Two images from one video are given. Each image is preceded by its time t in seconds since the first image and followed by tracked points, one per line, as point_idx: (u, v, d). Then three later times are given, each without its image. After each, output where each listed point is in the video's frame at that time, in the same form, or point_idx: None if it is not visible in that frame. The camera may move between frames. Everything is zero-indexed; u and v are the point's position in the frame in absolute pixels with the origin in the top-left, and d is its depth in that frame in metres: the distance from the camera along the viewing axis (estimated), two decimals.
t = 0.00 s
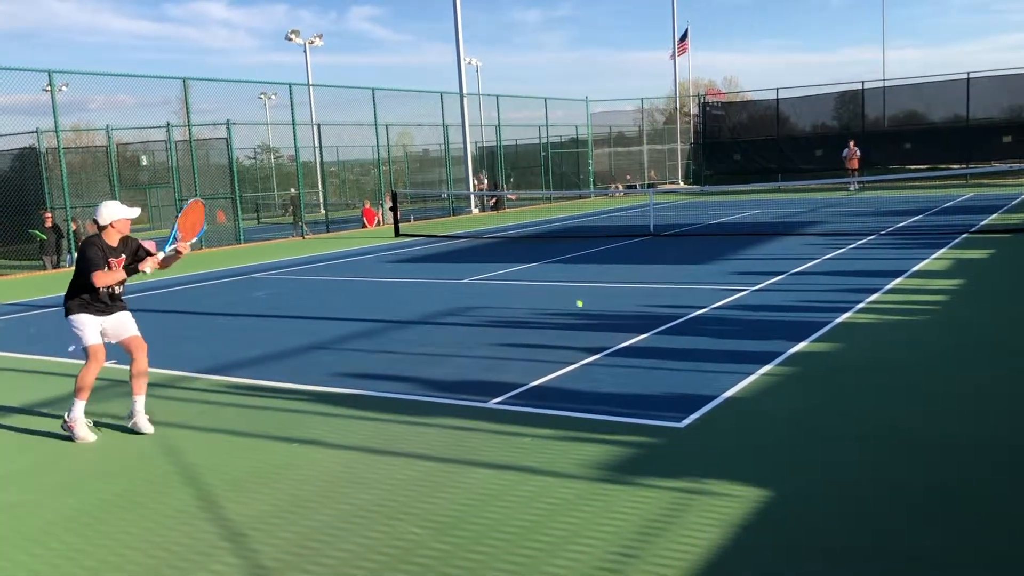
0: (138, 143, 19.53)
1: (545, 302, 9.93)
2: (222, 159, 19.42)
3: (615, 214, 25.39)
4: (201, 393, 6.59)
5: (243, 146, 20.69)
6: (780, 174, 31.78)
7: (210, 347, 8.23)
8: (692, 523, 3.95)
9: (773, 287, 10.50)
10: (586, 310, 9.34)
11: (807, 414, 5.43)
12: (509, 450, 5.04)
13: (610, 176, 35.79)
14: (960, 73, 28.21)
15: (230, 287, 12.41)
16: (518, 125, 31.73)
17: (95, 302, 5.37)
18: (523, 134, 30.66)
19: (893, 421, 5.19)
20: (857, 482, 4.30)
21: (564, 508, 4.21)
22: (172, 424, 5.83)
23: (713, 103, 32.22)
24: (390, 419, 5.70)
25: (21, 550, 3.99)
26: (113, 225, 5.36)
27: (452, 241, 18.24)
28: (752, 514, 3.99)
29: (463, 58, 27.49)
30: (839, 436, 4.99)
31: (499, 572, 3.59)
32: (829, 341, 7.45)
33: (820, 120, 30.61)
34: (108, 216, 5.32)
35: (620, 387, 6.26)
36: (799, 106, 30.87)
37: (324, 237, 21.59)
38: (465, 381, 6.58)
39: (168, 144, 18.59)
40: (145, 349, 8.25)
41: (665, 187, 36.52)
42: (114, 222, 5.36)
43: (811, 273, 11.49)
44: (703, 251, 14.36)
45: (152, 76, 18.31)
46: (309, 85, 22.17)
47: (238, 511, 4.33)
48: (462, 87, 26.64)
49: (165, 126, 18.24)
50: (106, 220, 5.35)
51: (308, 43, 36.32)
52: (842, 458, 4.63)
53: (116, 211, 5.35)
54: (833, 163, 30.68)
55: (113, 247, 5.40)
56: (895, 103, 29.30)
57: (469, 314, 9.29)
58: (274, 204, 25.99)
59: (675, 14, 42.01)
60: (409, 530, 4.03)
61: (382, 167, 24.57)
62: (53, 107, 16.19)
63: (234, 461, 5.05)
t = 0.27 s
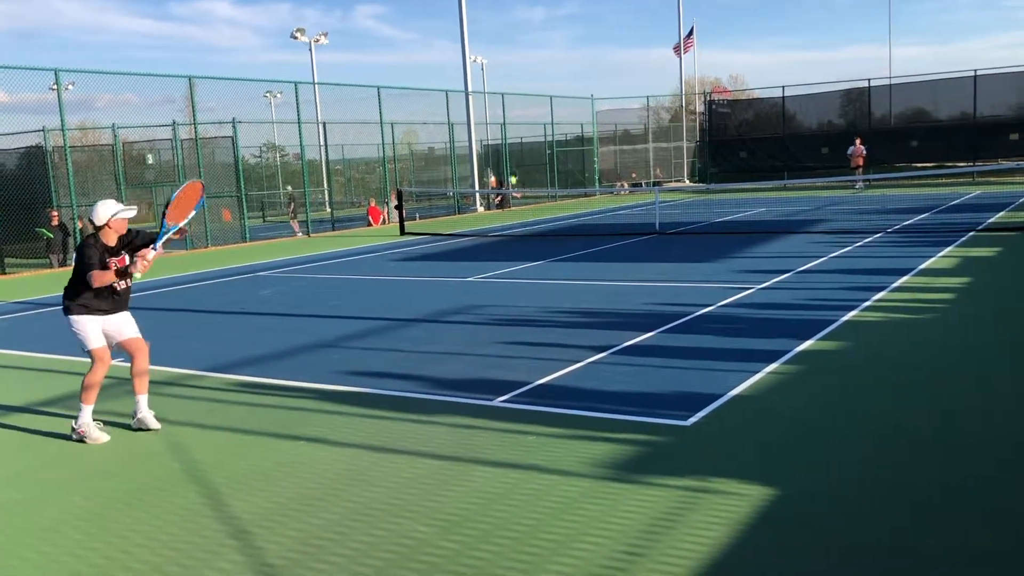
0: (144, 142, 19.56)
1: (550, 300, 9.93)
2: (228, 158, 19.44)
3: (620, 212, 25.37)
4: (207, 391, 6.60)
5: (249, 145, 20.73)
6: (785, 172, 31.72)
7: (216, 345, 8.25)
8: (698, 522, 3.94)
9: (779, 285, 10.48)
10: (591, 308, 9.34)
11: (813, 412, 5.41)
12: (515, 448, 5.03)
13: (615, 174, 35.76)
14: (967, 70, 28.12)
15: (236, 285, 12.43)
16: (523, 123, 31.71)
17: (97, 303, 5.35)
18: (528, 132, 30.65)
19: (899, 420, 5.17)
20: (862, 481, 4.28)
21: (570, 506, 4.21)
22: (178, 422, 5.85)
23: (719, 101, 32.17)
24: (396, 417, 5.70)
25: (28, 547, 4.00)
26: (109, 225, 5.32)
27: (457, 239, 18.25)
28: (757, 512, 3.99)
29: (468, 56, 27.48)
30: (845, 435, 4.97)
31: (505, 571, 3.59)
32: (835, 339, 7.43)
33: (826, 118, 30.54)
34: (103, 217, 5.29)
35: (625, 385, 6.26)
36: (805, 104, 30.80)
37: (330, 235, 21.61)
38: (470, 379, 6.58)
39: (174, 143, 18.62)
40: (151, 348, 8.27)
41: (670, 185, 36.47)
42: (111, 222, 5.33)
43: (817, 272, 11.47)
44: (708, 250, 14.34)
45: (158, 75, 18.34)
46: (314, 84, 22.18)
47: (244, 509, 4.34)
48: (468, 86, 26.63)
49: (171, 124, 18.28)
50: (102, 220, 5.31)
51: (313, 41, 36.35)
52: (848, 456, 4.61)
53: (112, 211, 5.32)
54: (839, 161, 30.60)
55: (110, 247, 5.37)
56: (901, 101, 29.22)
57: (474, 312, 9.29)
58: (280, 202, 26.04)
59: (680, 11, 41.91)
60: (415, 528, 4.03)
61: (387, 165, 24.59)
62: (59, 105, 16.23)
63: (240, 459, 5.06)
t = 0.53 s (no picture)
0: (151, 141, 19.61)
1: (556, 300, 9.93)
2: (235, 157, 19.47)
3: (627, 211, 25.35)
4: (215, 389, 6.62)
5: (256, 144, 20.77)
6: (792, 172, 31.66)
7: (224, 344, 8.28)
8: (705, 521, 3.94)
9: (786, 285, 10.46)
10: (598, 308, 9.33)
11: (820, 412, 5.41)
12: (522, 448, 5.04)
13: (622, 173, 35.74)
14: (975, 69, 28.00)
15: (244, 284, 12.47)
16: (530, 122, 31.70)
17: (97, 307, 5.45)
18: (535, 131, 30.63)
19: (906, 420, 5.16)
20: (868, 481, 4.27)
21: (576, 506, 4.21)
22: (186, 420, 5.87)
23: (726, 100, 32.12)
24: (403, 416, 5.72)
25: (38, 546, 4.03)
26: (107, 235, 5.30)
27: (464, 238, 18.25)
28: (764, 512, 3.99)
29: (475, 55, 27.47)
30: (852, 435, 4.97)
31: (513, 570, 3.59)
32: (842, 339, 7.42)
33: (833, 117, 30.46)
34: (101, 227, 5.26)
35: (633, 385, 6.26)
36: (812, 103, 30.73)
37: (337, 235, 21.64)
38: (477, 378, 6.59)
39: (182, 142, 18.66)
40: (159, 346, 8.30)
41: (677, 184, 36.43)
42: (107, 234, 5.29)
43: (825, 271, 11.44)
44: (715, 249, 14.33)
45: (166, 74, 18.39)
46: (321, 83, 22.21)
47: (252, 508, 4.36)
48: (474, 85, 26.64)
49: (179, 123, 18.32)
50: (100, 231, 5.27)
51: (320, 41, 36.41)
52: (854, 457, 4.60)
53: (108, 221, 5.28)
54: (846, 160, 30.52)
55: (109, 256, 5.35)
56: (909, 100, 29.12)
57: (481, 312, 9.30)
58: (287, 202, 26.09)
59: (687, 10, 41.82)
60: (422, 528, 4.04)
61: (394, 165, 24.61)
62: (68, 105, 16.29)
63: (248, 458, 5.08)
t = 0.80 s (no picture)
0: (156, 140, 19.64)
1: (560, 299, 9.90)
2: (240, 157, 19.48)
3: (631, 211, 25.31)
4: (219, 388, 6.63)
5: (260, 144, 20.79)
6: (797, 171, 31.59)
7: (228, 343, 8.28)
8: (709, 522, 3.93)
9: (791, 285, 10.43)
10: (602, 308, 9.31)
11: (824, 413, 5.39)
12: (525, 448, 5.02)
13: (626, 173, 35.71)
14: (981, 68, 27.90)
15: (247, 284, 12.48)
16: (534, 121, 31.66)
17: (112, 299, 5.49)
18: (540, 131, 30.61)
19: (911, 420, 5.14)
20: (871, 481, 4.26)
21: (580, 506, 4.20)
22: (190, 419, 5.88)
23: (730, 100, 32.06)
24: (406, 416, 5.71)
25: (41, 545, 4.03)
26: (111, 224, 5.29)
27: (468, 238, 18.24)
28: (768, 512, 3.97)
29: (479, 54, 27.45)
30: (855, 435, 4.95)
31: (516, 570, 3.58)
32: (847, 339, 7.39)
33: (838, 117, 30.39)
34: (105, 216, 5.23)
35: (638, 385, 6.23)
36: (817, 103, 30.65)
37: (342, 235, 21.64)
38: (481, 378, 6.57)
39: (187, 142, 18.68)
40: (163, 346, 8.30)
41: (682, 184, 36.37)
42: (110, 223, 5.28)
43: (830, 271, 11.40)
44: (720, 249, 14.29)
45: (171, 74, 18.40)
46: (326, 83, 22.20)
47: (255, 507, 4.35)
48: (479, 84, 26.62)
49: (183, 123, 18.34)
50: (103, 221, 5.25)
51: (325, 41, 36.43)
52: (856, 457, 4.59)
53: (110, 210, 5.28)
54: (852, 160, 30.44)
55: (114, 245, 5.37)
56: (914, 100, 29.04)
57: (485, 312, 9.28)
58: (292, 201, 26.10)
59: (692, 9, 41.76)
60: (425, 527, 4.03)
61: (398, 164, 24.61)
62: (73, 105, 16.31)
63: (252, 457, 5.08)
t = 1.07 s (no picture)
0: (155, 140, 19.61)
1: (560, 299, 9.90)
2: (239, 157, 19.48)
3: (630, 210, 25.30)
4: (219, 389, 6.63)
5: (260, 144, 20.79)
6: (797, 171, 31.60)
7: (228, 343, 8.29)
8: (709, 521, 3.93)
9: (790, 284, 10.43)
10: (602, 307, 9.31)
11: (824, 412, 5.39)
12: (525, 447, 5.03)
13: (626, 173, 35.73)
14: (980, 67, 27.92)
15: (247, 284, 12.48)
16: (533, 121, 31.66)
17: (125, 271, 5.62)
18: (539, 131, 30.61)
19: (911, 420, 5.13)
20: (872, 481, 4.25)
21: (580, 506, 4.20)
22: (189, 420, 5.88)
23: (730, 99, 32.06)
24: (406, 416, 5.71)
25: (41, 545, 4.03)
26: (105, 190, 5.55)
27: (467, 237, 18.24)
28: (768, 512, 3.97)
29: (479, 55, 27.45)
30: (855, 435, 4.94)
31: (516, 569, 3.58)
32: (846, 338, 7.40)
33: (837, 116, 30.40)
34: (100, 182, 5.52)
35: (637, 385, 6.23)
36: (816, 102, 30.66)
37: (341, 235, 21.64)
38: (480, 378, 6.57)
39: (186, 142, 18.67)
40: (163, 346, 8.29)
41: (681, 183, 36.40)
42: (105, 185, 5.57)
43: (829, 271, 11.40)
44: (719, 249, 14.29)
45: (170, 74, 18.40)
46: (325, 83, 22.20)
47: (255, 507, 4.35)
48: (478, 84, 26.62)
49: (182, 123, 18.33)
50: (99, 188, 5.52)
51: (324, 41, 36.43)
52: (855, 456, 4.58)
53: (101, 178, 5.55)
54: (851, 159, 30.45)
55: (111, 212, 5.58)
56: (913, 99, 29.06)
57: (484, 312, 9.28)
58: (291, 201, 26.09)
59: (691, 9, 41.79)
60: (425, 527, 4.03)
61: (398, 164, 24.61)
62: (72, 105, 16.30)
63: (251, 457, 5.08)
